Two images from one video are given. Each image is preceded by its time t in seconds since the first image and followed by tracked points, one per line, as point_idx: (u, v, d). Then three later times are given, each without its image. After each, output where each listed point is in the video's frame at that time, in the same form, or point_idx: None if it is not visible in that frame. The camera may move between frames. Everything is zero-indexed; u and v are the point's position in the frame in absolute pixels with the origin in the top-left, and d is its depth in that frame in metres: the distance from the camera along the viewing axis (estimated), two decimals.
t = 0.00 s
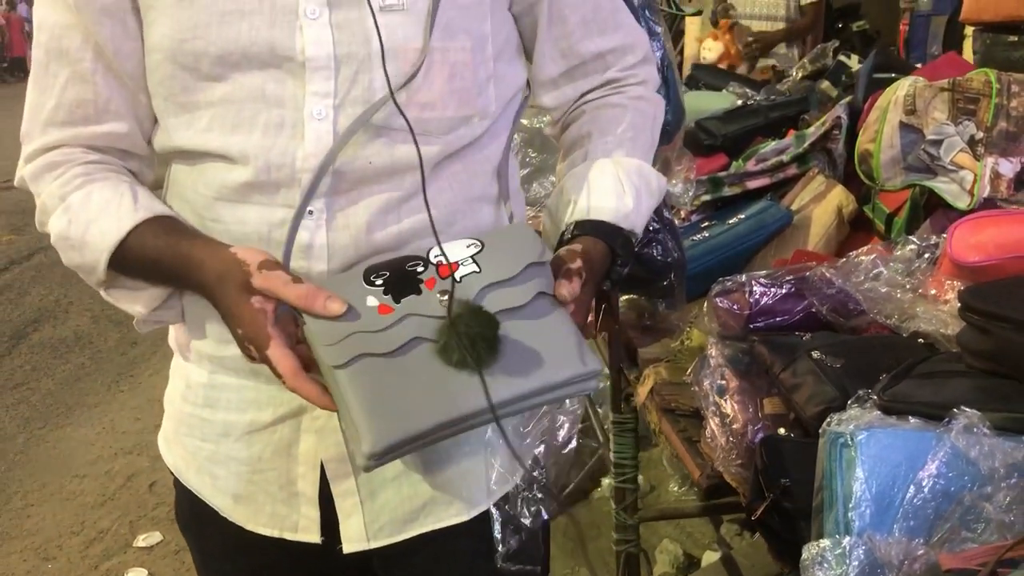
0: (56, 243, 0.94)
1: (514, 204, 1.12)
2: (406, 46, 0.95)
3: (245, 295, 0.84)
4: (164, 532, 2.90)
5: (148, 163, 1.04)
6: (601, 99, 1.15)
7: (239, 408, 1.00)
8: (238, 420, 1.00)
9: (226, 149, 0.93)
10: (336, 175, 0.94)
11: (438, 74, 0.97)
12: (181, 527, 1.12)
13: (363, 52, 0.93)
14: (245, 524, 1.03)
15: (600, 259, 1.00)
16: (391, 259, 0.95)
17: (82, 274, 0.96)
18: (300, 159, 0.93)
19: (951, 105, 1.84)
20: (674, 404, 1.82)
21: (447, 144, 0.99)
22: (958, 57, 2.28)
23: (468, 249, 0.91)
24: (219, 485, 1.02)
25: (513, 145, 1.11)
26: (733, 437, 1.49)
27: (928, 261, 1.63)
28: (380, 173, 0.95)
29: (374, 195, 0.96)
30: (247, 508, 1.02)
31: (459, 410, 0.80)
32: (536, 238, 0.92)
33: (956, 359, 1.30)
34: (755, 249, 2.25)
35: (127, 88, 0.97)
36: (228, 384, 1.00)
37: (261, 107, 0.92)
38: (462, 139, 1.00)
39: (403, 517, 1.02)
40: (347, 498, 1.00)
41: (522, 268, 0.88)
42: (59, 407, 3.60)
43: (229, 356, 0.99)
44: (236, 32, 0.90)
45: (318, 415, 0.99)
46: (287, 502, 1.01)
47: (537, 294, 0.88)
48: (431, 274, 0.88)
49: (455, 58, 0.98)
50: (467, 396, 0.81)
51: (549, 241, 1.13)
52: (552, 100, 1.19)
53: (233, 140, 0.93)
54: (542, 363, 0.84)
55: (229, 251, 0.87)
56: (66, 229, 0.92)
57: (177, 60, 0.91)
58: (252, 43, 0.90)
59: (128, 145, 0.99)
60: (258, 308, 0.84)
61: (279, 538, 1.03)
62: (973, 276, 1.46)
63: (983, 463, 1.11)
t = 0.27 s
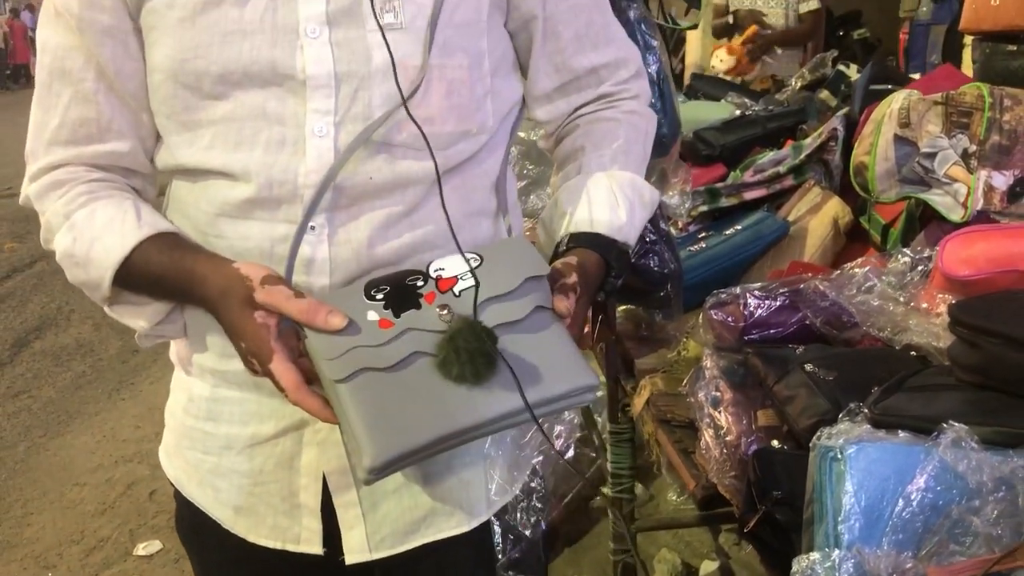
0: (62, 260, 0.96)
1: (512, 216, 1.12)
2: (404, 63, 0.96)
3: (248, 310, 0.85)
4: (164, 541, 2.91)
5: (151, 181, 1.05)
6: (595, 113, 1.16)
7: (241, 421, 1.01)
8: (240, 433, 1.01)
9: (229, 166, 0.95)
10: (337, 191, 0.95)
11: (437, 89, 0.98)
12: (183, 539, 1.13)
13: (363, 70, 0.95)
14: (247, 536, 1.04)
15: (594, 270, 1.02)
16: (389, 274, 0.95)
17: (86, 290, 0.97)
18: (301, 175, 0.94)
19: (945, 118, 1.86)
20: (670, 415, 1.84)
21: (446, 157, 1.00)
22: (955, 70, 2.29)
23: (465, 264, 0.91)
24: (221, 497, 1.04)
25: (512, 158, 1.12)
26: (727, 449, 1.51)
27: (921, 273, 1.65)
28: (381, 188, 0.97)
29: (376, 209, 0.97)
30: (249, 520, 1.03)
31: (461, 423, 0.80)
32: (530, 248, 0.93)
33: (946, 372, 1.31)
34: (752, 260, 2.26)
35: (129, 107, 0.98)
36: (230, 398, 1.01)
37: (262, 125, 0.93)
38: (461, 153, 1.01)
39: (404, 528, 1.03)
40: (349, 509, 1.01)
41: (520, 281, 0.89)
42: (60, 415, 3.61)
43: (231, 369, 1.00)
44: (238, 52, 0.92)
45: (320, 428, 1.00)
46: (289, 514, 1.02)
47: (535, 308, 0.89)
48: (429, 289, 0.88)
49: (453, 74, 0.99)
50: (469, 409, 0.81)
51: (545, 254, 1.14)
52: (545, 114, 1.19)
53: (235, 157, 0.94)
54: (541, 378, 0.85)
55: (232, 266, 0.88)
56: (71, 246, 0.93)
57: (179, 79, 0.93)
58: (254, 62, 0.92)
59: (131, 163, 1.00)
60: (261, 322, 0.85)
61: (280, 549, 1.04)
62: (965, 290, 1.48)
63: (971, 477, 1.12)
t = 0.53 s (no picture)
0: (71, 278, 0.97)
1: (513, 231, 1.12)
2: (408, 80, 0.98)
3: (257, 329, 0.86)
4: (167, 552, 2.91)
5: (158, 198, 1.07)
6: (596, 126, 1.14)
7: (249, 436, 1.02)
8: (249, 448, 1.02)
9: (237, 183, 0.96)
10: (344, 207, 0.96)
11: (442, 107, 0.99)
12: (191, 553, 1.14)
13: (369, 88, 0.96)
14: (256, 549, 1.05)
15: (594, 287, 1.01)
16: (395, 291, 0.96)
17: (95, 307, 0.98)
18: (309, 192, 0.96)
19: (944, 134, 1.88)
20: (671, 428, 1.85)
21: (452, 173, 1.01)
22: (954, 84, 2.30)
23: (471, 280, 0.92)
24: (230, 511, 1.05)
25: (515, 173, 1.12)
26: (727, 462, 1.52)
27: (920, 288, 1.66)
28: (387, 203, 0.98)
29: (384, 224, 0.98)
30: (258, 534, 1.04)
31: (468, 442, 0.82)
32: (530, 264, 0.94)
33: (944, 390, 1.32)
34: (754, 274, 2.27)
35: (137, 124, 1.00)
36: (239, 413, 1.02)
37: (270, 142, 0.95)
38: (466, 168, 1.02)
39: (413, 540, 1.04)
40: (357, 522, 1.03)
41: (524, 300, 0.90)
42: (64, 426, 3.62)
43: (239, 385, 1.01)
44: (246, 70, 0.93)
45: (327, 442, 1.01)
46: (298, 528, 1.03)
47: (539, 326, 0.90)
48: (434, 308, 0.89)
49: (458, 91, 1.00)
50: (475, 428, 0.83)
51: (547, 267, 1.14)
52: (547, 126, 1.18)
53: (243, 174, 0.96)
54: (547, 397, 0.86)
55: (240, 286, 0.89)
56: (81, 263, 0.94)
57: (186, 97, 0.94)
58: (261, 80, 0.94)
59: (138, 181, 1.01)
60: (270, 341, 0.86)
61: (289, 563, 1.05)
62: (963, 306, 1.50)
63: (969, 493, 1.13)
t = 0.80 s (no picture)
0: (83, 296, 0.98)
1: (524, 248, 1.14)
2: (417, 92, 0.99)
3: (274, 339, 0.87)
4: (171, 566, 2.91)
5: (168, 217, 1.08)
6: (601, 143, 1.15)
7: (261, 454, 1.03)
8: (261, 467, 1.03)
9: (248, 200, 0.97)
10: (354, 222, 0.97)
11: (449, 119, 1.00)
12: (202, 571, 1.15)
13: (377, 102, 0.97)
14: (269, 567, 1.06)
15: (597, 301, 1.02)
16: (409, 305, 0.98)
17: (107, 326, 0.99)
18: (320, 206, 0.96)
19: (945, 152, 1.89)
20: (676, 445, 1.86)
21: (460, 186, 1.01)
22: (956, 101, 2.32)
23: (483, 293, 0.94)
24: (242, 530, 1.06)
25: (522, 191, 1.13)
26: (731, 480, 1.54)
27: (922, 305, 1.68)
28: (398, 216, 0.98)
29: (396, 237, 0.99)
30: (271, 552, 1.06)
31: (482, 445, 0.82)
32: (544, 279, 0.96)
33: (944, 406, 1.33)
34: (754, 291, 2.29)
35: (147, 142, 1.01)
36: (251, 431, 1.04)
37: (280, 156, 0.96)
38: (474, 181, 1.02)
39: (428, 555, 1.05)
40: (370, 540, 1.04)
41: (536, 309, 0.92)
42: (69, 439, 3.63)
43: (251, 404, 1.03)
44: (255, 87, 0.95)
45: (340, 460, 1.02)
46: (311, 546, 1.05)
47: (553, 334, 0.91)
48: (449, 318, 0.91)
49: (463, 103, 1.01)
50: (490, 431, 0.83)
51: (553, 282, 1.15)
52: (552, 143, 1.19)
53: (253, 190, 0.97)
54: (562, 401, 0.87)
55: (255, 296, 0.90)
56: (94, 281, 0.95)
57: (196, 114, 0.96)
58: (271, 95, 0.95)
59: (150, 200, 1.03)
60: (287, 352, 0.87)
61: None
62: (965, 324, 1.52)
63: (971, 512, 1.14)
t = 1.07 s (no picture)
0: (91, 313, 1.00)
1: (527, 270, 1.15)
2: (426, 124, 1.01)
3: (281, 351, 0.90)
4: None
5: (175, 239, 1.10)
6: (598, 171, 1.17)
7: (266, 474, 1.05)
8: (265, 486, 1.05)
9: (257, 224, 0.99)
10: (362, 248, 0.99)
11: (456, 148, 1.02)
12: None
13: (385, 131, 0.99)
14: None
15: (599, 323, 1.04)
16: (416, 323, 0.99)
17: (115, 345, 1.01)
18: (328, 232, 0.98)
19: (944, 172, 1.93)
20: (677, 462, 1.88)
21: (464, 214, 1.03)
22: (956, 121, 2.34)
23: (490, 309, 0.97)
24: (245, 550, 1.07)
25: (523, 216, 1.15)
26: (733, 498, 1.56)
27: (920, 324, 1.71)
28: (405, 242, 1.00)
29: (403, 262, 1.01)
30: (274, 571, 1.07)
31: (489, 454, 0.83)
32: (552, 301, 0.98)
33: (943, 425, 1.35)
34: (756, 309, 2.30)
35: (156, 167, 1.03)
36: (257, 451, 1.05)
37: (290, 184, 0.98)
38: (479, 209, 1.04)
39: None
40: (376, 563, 1.04)
41: (540, 326, 0.94)
42: (74, 454, 3.65)
43: (257, 423, 1.05)
44: (265, 114, 0.97)
45: (346, 480, 1.04)
46: (315, 566, 1.07)
47: (556, 351, 0.93)
48: (455, 333, 0.93)
49: (470, 133, 1.03)
50: (496, 442, 0.84)
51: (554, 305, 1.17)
52: (553, 170, 1.21)
53: (262, 216, 0.99)
54: (566, 415, 0.88)
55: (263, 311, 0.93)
56: (104, 299, 0.97)
57: (205, 140, 0.98)
58: (280, 123, 0.97)
59: (157, 222, 1.05)
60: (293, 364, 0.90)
61: None
62: (964, 344, 1.53)
63: (969, 530, 1.15)
